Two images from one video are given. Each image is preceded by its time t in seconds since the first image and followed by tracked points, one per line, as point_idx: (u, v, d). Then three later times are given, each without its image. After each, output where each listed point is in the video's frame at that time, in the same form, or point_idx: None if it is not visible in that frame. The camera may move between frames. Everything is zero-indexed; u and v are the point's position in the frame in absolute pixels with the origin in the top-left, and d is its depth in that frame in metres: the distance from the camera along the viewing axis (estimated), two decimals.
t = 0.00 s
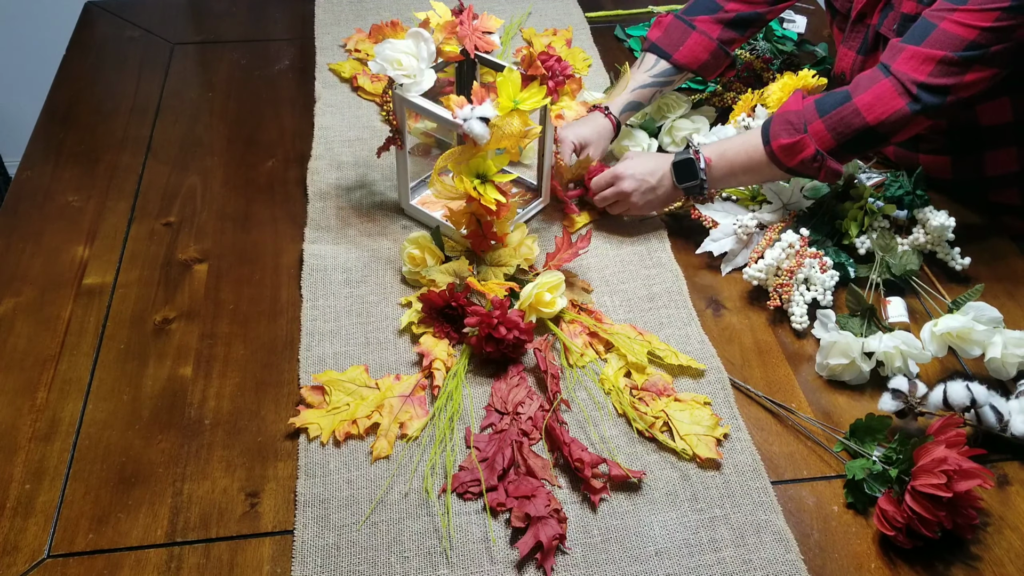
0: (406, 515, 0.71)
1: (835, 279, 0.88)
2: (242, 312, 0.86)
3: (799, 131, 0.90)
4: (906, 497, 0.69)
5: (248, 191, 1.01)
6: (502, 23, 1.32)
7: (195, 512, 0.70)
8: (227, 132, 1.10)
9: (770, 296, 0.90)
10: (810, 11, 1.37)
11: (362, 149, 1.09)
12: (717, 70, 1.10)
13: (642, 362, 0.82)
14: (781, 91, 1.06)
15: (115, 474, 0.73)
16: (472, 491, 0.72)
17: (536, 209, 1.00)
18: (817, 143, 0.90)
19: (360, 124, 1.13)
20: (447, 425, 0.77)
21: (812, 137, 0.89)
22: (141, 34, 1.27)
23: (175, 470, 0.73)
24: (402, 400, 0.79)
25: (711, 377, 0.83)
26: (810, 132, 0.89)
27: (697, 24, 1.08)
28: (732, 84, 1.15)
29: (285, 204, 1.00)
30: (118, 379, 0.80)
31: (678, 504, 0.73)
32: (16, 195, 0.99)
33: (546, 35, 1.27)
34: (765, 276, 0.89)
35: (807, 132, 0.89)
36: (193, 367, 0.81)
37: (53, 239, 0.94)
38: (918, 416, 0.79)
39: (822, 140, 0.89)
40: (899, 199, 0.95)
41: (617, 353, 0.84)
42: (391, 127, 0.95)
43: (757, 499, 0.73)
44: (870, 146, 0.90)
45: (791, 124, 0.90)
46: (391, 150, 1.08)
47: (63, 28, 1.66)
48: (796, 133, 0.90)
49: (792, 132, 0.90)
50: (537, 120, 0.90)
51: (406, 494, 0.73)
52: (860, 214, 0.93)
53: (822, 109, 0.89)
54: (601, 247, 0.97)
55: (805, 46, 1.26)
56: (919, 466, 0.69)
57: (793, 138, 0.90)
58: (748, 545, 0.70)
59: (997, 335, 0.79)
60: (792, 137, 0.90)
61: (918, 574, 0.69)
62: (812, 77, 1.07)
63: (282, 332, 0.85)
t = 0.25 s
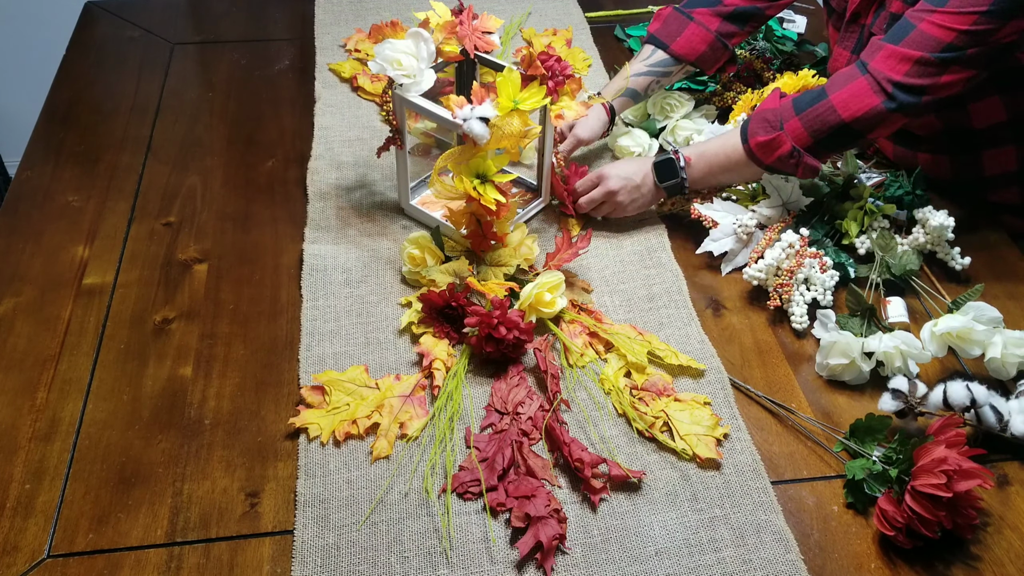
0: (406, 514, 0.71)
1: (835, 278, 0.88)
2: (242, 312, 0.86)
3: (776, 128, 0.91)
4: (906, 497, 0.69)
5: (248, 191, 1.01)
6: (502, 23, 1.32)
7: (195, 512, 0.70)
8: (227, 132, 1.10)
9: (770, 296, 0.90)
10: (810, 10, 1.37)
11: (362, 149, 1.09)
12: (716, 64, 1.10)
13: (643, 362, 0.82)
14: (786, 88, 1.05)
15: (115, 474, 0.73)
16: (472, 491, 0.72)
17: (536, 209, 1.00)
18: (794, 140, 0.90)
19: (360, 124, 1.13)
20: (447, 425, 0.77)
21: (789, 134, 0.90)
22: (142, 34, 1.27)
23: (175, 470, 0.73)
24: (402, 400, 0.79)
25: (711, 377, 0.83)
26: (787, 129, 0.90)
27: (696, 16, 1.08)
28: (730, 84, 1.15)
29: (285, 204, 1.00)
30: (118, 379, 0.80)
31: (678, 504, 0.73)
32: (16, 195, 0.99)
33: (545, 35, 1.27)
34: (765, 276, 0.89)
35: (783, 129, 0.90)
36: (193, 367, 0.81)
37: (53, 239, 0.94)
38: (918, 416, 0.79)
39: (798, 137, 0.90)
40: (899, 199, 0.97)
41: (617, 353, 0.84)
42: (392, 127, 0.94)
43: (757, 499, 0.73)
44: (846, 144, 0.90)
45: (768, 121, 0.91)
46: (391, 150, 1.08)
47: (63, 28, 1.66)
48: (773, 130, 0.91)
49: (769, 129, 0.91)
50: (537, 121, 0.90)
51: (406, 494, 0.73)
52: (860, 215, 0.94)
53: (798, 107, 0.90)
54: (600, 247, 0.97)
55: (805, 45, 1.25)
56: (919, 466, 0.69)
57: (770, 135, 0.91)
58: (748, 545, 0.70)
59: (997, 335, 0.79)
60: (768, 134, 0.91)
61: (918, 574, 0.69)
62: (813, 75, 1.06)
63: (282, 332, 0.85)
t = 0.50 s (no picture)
0: (406, 515, 0.71)
1: (835, 279, 0.88)
2: (242, 312, 0.86)
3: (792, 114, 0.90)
4: (906, 497, 0.69)
5: (248, 191, 1.01)
6: (502, 23, 1.32)
7: (195, 511, 0.70)
8: (227, 132, 1.10)
9: (770, 296, 0.91)
10: (810, 11, 1.37)
11: (362, 150, 1.09)
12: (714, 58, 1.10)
13: (642, 362, 0.82)
14: (783, 90, 1.02)
15: (115, 474, 0.73)
16: (472, 491, 0.72)
17: (536, 209, 1.00)
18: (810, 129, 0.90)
19: (360, 124, 1.13)
20: (447, 425, 0.77)
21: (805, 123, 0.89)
22: (142, 35, 1.27)
23: (175, 470, 0.73)
24: (402, 400, 0.79)
25: (711, 377, 0.83)
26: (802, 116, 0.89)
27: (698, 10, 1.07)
28: (730, 85, 1.15)
29: (285, 204, 1.00)
30: (118, 379, 0.80)
31: (678, 504, 0.73)
32: (16, 195, 0.99)
33: (545, 35, 1.27)
34: (765, 276, 0.89)
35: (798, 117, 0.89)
36: (193, 367, 0.81)
37: (53, 239, 0.94)
38: (917, 415, 0.79)
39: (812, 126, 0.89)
40: (899, 199, 0.98)
41: (618, 352, 0.84)
42: (392, 127, 0.95)
43: (757, 499, 0.73)
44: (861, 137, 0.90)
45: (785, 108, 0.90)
46: (391, 150, 1.08)
47: (64, 27, 1.66)
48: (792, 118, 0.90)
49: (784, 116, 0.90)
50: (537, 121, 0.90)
51: (406, 494, 0.73)
52: (860, 214, 0.94)
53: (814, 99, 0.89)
54: (601, 246, 0.97)
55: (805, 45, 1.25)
56: (919, 466, 0.69)
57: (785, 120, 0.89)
58: (748, 545, 0.70)
59: (997, 334, 0.79)
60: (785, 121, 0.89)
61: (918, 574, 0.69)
62: (813, 74, 1.02)
63: (282, 332, 0.85)
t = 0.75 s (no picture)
0: (407, 515, 0.71)
1: (836, 279, 0.88)
2: (242, 312, 0.86)
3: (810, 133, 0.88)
4: (906, 497, 0.69)
5: (248, 191, 1.01)
6: (502, 23, 1.32)
7: (195, 511, 0.70)
8: (227, 132, 1.10)
9: (770, 296, 0.91)
10: (810, 11, 1.37)
11: (362, 149, 1.09)
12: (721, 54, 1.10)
13: (643, 362, 0.82)
14: (783, 89, 1.02)
15: (115, 474, 0.73)
16: (472, 491, 0.72)
17: (536, 209, 1.00)
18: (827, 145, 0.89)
19: (360, 124, 1.13)
20: (447, 425, 0.77)
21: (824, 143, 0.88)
22: (142, 35, 1.27)
23: (176, 470, 0.73)
24: (402, 400, 0.79)
25: (711, 377, 0.83)
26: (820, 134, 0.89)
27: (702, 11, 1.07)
28: (730, 85, 1.15)
29: (286, 204, 1.00)
30: (118, 379, 0.80)
31: (678, 504, 0.73)
32: (16, 195, 0.99)
33: (545, 35, 1.27)
34: (766, 276, 0.89)
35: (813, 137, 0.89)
36: (193, 367, 0.81)
37: (53, 239, 0.94)
38: (917, 415, 0.79)
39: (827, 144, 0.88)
40: (899, 198, 0.99)
41: (618, 352, 0.84)
42: (392, 127, 0.95)
43: (757, 499, 0.73)
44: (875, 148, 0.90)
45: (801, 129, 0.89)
46: (391, 150, 1.08)
47: (63, 27, 1.66)
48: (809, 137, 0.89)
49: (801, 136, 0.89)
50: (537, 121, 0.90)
51: (406, 494, 0.73)
52: (861, 214, 0.94)
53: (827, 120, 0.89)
54: (601, 246, 0.97)
55: (805, 45, 1.25)
56: (919, 466, 0.69)
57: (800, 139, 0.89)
58: (748, 545, 0.70)
59: (997, 334, 0.79)
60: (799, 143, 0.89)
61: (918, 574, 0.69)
62: (815, 74, 1.01)
63: (282, 332, 0.85)
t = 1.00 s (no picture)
0: (407, 515, 0.71)
1: (835, 279, 0.88)
2: (242, 312, 0.86)
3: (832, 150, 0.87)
4: (906, 497, 0.69)
5: (248, 191, 1.01)
6: (502, 23, 1.32)
7: (195, 511, 0.70)
8: (227, 132, 1.10)
9: (770, 296, 0.91)
10: (810, 11, 1.37)
11: (362, 149, 1.09)
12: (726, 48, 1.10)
13: (643, 362, 0.82)
14: (784, 89, 1.02)
15: (115, 474, 0.73)
16: (472, 491, 0.72)
17: (536, 209, 1.00)
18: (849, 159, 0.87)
19: (360, 124, 1.13)
20: (448, 425, 0.77)
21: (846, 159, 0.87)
22: (142, 35, 1.27)
23: (176, 470, 0.73)
24: (402, 400, 0.79)
25: (712, 377, 0.83)
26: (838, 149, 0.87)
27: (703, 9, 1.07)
28: (730, 85, 1.15)
29: (286, 204, 1.00)
30: (118, 379, 0.80)
31: (678, 504, 0.73)
32: (16, 195, 0.99)
33: (545, 35, 1.27)
34: (766, 276, 0.90)
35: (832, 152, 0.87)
36: (193, 367, 0.81)
37: (53, 239, 0.94)
38: (916, 414, 0.79)
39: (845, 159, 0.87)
40: (899, 198, 0.99)
41: (618, 352, 0.84)
42: (392, 127, 0.95)
43: (757, 499, 0.73)
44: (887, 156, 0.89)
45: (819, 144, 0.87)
46: (391, 150, 1.08)
47: (64, 27, 1.66)
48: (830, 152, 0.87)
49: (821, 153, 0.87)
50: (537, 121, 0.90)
51: (406, 494, 0.73)
52: (861, 214, 0.94)
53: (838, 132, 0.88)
54: (601, 246, 0.97)
55: (805, 45, 1.25)
56: (919, 466, 0.69)
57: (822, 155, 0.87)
58: (748, 545, 0.70)
59: (997, 335, 0.79)
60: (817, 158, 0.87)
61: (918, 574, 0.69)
62: (815, 74, 1.01)
63: (282, 332, 0.85)
